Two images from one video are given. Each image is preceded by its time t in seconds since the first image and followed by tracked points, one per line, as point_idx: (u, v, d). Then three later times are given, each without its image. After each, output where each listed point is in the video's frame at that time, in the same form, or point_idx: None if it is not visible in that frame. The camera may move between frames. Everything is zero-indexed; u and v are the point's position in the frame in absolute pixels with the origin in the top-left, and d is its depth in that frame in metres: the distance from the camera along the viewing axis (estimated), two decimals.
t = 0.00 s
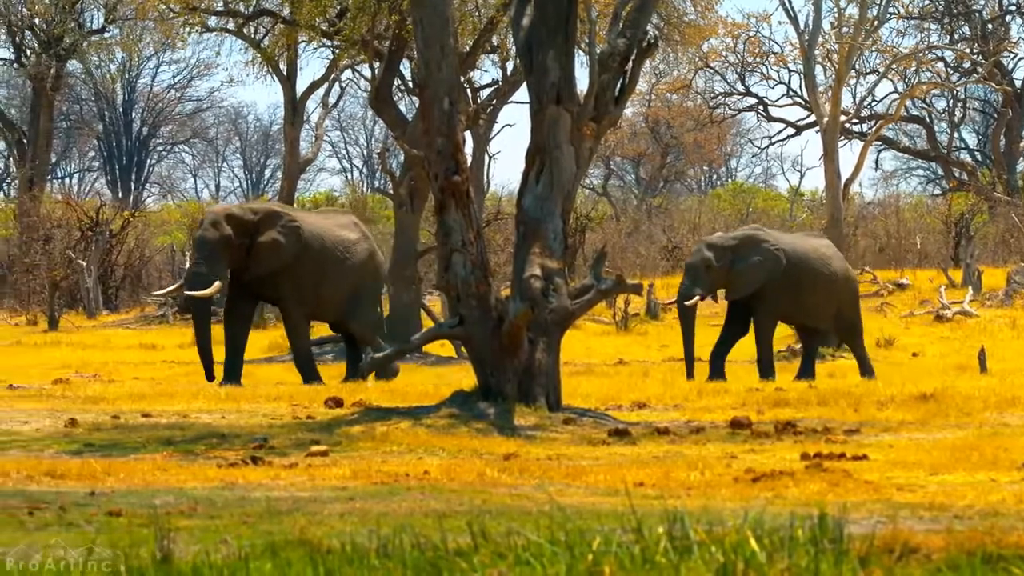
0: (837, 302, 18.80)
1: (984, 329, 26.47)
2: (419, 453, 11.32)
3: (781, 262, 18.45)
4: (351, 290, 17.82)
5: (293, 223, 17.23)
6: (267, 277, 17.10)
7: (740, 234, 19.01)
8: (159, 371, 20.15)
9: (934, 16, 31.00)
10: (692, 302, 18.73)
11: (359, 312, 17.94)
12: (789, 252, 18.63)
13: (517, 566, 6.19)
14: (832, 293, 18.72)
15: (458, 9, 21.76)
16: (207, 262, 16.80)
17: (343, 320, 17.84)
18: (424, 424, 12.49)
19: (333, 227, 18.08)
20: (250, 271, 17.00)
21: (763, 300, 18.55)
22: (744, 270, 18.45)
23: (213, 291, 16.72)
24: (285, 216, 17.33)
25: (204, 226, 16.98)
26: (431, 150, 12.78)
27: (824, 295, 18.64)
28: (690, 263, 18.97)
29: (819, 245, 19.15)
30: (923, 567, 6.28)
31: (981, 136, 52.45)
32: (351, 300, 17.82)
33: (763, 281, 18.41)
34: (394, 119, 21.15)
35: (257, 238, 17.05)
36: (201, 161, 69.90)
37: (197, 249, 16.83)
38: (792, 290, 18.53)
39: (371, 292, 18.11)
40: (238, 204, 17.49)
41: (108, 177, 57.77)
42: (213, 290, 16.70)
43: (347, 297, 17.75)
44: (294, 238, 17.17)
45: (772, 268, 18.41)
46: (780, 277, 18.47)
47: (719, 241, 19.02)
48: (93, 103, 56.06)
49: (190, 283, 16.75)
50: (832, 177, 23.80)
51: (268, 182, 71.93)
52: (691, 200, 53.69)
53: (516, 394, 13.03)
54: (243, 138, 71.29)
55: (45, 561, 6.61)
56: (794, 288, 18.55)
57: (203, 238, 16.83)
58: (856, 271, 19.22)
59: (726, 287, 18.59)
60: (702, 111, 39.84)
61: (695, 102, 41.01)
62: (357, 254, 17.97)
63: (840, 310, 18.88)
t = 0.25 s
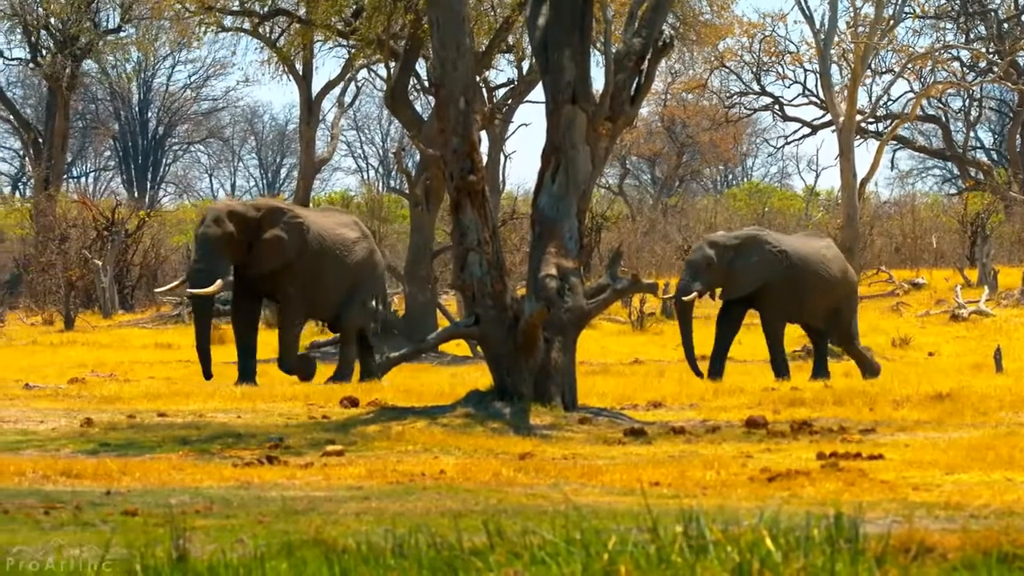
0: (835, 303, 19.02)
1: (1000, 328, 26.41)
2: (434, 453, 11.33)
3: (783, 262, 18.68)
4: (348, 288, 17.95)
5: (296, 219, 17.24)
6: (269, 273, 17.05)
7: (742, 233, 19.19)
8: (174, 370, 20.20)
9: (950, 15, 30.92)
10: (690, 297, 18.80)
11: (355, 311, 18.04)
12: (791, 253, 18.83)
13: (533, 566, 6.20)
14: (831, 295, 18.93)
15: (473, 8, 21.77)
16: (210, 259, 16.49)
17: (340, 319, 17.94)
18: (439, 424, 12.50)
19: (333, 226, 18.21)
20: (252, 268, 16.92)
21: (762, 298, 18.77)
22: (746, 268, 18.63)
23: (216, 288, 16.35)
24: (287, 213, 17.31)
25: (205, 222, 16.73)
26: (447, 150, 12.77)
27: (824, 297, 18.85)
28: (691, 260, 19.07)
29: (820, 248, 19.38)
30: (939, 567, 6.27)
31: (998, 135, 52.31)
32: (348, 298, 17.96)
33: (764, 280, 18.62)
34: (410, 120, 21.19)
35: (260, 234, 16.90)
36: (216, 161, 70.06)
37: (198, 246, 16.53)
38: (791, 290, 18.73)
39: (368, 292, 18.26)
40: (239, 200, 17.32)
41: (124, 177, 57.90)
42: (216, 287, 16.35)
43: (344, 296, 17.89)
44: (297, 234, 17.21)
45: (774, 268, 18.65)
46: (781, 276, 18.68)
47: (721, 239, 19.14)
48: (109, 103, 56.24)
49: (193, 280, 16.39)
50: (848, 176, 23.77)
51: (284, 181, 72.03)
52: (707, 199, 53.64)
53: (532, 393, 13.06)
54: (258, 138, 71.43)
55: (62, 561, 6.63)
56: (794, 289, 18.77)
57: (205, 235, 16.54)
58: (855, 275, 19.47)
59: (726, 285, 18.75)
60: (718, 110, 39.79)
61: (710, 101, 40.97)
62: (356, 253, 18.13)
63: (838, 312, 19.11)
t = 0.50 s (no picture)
0: (831, 299, 19.09)
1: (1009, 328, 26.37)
2: (443, 453, 11.35)
3: (780, 261, 18.76)
4: (348, 287, 17.94)
5: (297, 217, 17.29)
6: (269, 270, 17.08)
7: (739, 233, 19.30)
8: (183, 370, 20.24)
9: (959, 14, 30.86)
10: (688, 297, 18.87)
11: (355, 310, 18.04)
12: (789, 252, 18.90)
13: (541, 565, 6.21)
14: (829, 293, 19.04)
15: (481, 8, 21.78)
16: (211, 256, 16.57)
17: (339, 317, 17.95)
18: (448, 423, 12.51)
19: (333, 225, 18.18)
20: (253, 264, 16.97)
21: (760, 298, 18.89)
22: (744, 268, 18.74)
23: (214, 285, 16.43)
24: (288, 211, 17.37)
25: (206, 219, 16.83)
26: (455, 149, 12.78)
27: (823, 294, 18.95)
28: (689, 261, 19.18)
29: (816, 247, 19.49)
30: (947, 567, 6.27)
31: (1006, 135, 52.22)
32: (347, 297, 17.95)
33: (762, 280, 18.72)
34: (419, 120, 21.21)
35: (260, 232, 16.99)
36: (225, 160, 70.13)
37: (199, 242, 16.63)
38: (790, 289, 18.83)
39: (369, 291, 18.23)
40: (240, 198, 17.38)
41: (132, 177, 57.96)
42: (216, 284, 16.42)
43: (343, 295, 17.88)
44: (298, 232, 17.25)
45: (773, 267, 18.74)
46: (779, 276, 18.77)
47: (718, 240, 19.26)
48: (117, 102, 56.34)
49: (192, 276, 16.50)
50: (856, 176, 23.76)
51: (292, 180, 72.08)
52: (715, 199, 53.62)
53: (541, 393, 13.08)
54: (267, 137, 71.51)
55: (70, 560, 6.63)
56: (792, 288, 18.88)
57: (205, 232, 16.66)
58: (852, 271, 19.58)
59: (724, 285, 18.87)
60: (726, 110, 39.74)
61: (718, 101, 40.95)
62: (356, 252, 18.09)
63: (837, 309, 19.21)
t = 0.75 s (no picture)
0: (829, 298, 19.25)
1: None
2: (456, 452, 11.37)
3: (780, 260, 18.80)
4: (348, 287, 17.97)
5: (297, 217, 17.37)
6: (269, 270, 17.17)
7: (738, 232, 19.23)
8: (198, 369, 20.30)
9: (973, 13, 30.78)
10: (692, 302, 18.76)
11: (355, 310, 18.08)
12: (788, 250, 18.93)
13: (555, 564, 6.23)
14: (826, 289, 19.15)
15: (495, 8, 21.80)
16: (211, 254, 16.68)
17: (338, 317, 17.99)
18: (461, 423, 12.53)
19: (335, 225, 18.22)
20: (253, 264, 17.07)
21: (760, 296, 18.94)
22: (747, 269, 18.71)
23: (217, 284, 16.58)
24: (290, 210, 17.44)
25: (208, 218, 16.94)
26: (469, 149, 12.82)
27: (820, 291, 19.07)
28: (688, 263, 19.01)
29: (815, 243, 19.51)
30: (961, 566, 6.27)
31: (1021, 134, 52.10)
32: (347, 297, 17.98)
33: (763, 279, 18.77)
34: (432, 119, 21.26)
35: (260, 231, 17.09)
36: (239, 160, 70.26)
37: (200, 240, 16.76)
38: (788, 286, 18.93)
39: (370, 291, 18.25)
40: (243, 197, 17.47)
41: (146, 176, 58.06)
42: (217, 282, 16.60)
43: (342, 295, 17.91)
44: (298, 232, 17.33)
45: (774, 267, 18.77)
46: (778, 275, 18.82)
47: (716, 241, 19.12)
48: (130, 102, 56.47)
49: (194, 274, 16.61)
50: (870, 175, 23.74)
51: (306, 179, 72.16)
52: (728, 198, 53.59)
53: (554, 392, 13.10)
54: (281, 137, 71.63)
55: (84, 561, 6.64)
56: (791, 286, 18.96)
57: (207, 231, 16.77)
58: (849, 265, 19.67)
59: (726, 286, 18.80)
60: (739, 109, 39.72)
61: (731, 100, 40.94)
62: (357, 252, 18.12)
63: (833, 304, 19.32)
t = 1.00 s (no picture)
0: (829, 296, 19.30)
1: None
2: (469, 451, 11.40)
3: (780, 259, 18.79)
4: (348, 287, 17.96)
5: (298, 217, 17.41)
6: (268, 270, 17.22)
7: (739, 230, 19.18)
8: (212, 369, 20.35)
9: (987, 13, 30.72)
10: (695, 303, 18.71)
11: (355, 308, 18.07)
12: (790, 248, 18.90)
13: (568, 564, 6.25)
14: (825, 287, 19.16)
15: (508, 7, 21.82)
16: (211, 253, 16.82)
17: (337, 316, 17.97)
18: (474, 422, 12.55)
19: (336, 224, 18.24)
20: (252, 263, 17.15)
21: (760, 296, 18.93)
22: (748, 268, 18.70)
23: (215, 281, 16.68)
24: (290, 210, 17.49)
25: (208, 218, 17.07)
26: (481, 148, 12.84)
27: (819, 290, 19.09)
28: (690, 263, 18.93)
29: (814, 242, 19.47)
30: (973, 565, 6.28)
31: None
32: (348, 296, 17.97)
33: (764, 279, 18.77)
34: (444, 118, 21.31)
35: (260, 231, 17.17)
36: (252, 159, 70.39)
37: (200, 240, 16.91)
38: (788, 285, 18.93)
39: (371, 289, 18.23)
40: (244, 197, 17.58)
41: (159, 176, 58.16)
42: (217, 279, 16.69)
43: (343, 294, 17.90)
44: (298, 232, 17.37)
45: (775, 267, 18.77)
46: (778, 274, 18.81)
47: (717, 240, 19.06)
48: (143, 101, 56.59)
49: (194, 272, 16.74)
50: (883, 175, 23.72)
51: (319, 179, 72.24)
52: (740, 198, 53.54)
53: (567, 391, 13.13)
54: (294, 136, 71.75)
55: (98, 560, 6.66)
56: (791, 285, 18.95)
57: (207, 230, 16.90)
58: (850, 264, 19.66)
59: (728, 286, 18.78)
60: (752, 109, 39.69)
61: (744, 99, 40.90)
62: (357, 251, 18.12)
63: (831, 303, 19.33)
